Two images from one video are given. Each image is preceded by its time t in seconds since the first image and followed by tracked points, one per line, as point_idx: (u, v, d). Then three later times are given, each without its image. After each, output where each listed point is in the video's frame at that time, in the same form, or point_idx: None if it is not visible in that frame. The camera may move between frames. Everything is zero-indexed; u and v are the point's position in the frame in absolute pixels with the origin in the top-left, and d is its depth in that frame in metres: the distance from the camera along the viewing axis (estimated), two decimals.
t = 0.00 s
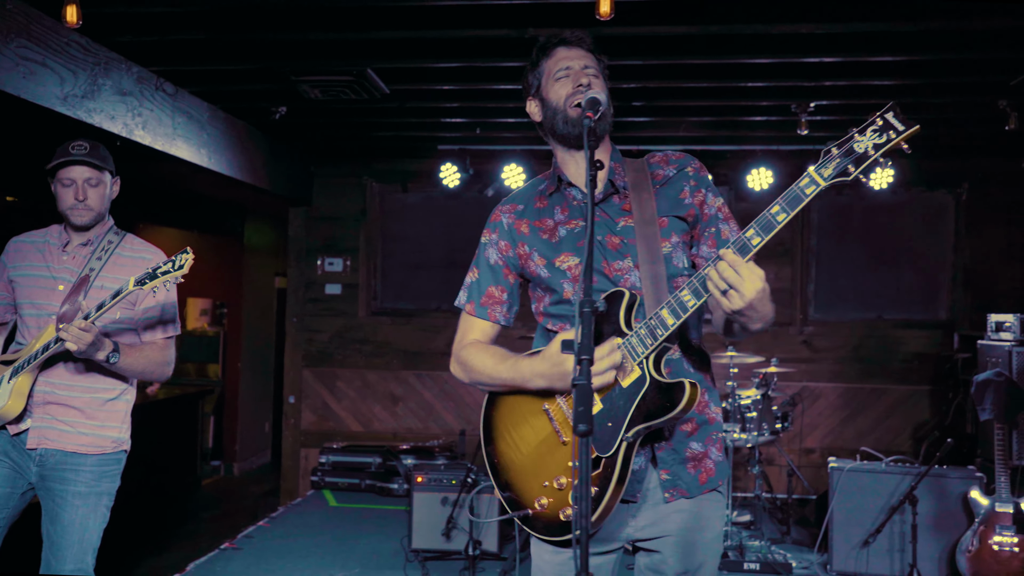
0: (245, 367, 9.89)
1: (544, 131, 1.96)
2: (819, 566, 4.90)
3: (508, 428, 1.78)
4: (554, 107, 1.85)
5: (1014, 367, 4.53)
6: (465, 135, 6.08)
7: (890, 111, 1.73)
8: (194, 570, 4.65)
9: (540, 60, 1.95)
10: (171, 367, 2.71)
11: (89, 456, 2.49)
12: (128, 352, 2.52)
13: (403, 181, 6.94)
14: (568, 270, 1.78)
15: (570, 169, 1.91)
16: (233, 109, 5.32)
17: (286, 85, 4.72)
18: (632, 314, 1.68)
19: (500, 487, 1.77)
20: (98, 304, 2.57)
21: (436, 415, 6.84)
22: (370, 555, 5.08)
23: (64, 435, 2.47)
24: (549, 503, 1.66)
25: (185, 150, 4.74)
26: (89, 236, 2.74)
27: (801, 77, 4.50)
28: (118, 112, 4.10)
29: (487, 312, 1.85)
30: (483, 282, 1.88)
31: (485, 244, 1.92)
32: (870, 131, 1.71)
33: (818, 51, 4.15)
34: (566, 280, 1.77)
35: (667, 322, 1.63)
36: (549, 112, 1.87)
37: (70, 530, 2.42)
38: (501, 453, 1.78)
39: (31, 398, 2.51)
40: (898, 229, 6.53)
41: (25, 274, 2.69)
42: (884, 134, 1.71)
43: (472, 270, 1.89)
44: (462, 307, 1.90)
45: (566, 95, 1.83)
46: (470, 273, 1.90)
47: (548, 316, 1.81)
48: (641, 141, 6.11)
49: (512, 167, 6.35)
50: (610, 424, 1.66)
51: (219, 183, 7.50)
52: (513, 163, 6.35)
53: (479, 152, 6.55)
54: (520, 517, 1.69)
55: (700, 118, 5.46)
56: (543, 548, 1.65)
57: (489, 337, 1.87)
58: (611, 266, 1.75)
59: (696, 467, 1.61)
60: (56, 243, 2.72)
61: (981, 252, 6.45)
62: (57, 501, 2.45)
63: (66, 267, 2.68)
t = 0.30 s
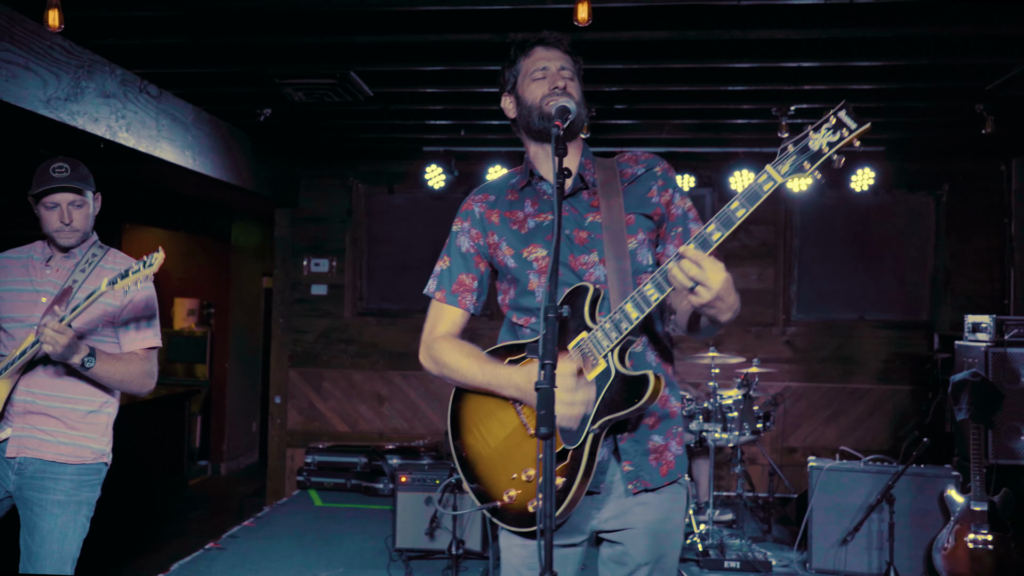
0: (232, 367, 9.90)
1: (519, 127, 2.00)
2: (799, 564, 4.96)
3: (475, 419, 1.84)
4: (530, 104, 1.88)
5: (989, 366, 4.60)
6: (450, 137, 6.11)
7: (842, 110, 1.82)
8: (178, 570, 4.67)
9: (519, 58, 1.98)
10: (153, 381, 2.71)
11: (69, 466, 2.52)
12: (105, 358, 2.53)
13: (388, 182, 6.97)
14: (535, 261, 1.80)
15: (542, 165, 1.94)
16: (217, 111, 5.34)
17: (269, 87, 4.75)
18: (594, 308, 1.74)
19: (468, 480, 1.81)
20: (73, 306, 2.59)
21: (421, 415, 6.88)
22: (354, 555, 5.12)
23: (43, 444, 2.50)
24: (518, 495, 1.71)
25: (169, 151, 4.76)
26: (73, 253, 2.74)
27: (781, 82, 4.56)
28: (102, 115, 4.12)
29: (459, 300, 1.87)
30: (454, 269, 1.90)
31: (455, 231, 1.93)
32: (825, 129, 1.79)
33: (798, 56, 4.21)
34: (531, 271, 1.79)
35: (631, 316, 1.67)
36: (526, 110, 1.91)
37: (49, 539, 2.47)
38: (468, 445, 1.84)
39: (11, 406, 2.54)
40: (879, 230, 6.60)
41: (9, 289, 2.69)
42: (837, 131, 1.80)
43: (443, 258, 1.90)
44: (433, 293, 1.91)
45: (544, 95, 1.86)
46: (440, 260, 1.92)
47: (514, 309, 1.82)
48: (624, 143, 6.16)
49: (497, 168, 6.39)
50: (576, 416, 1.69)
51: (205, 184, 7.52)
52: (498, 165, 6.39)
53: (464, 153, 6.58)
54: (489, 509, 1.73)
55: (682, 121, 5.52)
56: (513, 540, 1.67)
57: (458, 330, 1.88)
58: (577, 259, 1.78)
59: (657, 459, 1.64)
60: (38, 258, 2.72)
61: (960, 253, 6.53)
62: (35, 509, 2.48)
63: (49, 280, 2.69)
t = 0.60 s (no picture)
0: (223, 367, 9.88)
1: (497, 128, 1.98)
2: (783, 563, 4.98)
3: (433, 416, 1.88)
4: (518, 109, 1.87)
5: (973, 367, 4.63)
6: (437, 136, 6.11)
7: (813, 153, 2.00)
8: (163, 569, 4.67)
9: (508, 57, 1.94)
10: (133, 365, 2.70)
11: (49, 456, 2.51)
12: (81, 350, 2.50)
13: (377, 181, 6.97)
14: (506, 271, 1.81)
15: (516, 170, 1.94)
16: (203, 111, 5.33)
17: (254, 87, 4.74)
18: (560, 319, 1.76)
19: (427, 476, 1.87)
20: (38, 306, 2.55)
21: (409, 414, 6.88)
22: (341, 554, 5.12)
23: (22, 436, 2.49)
24: (474, 494, 1.76)
25: (154, 150, 4.75)
26: (49, 241, 2.70)
27: (767, 81, 4.56)
28: (85, 114, 4.11)
29: (424, 305, 1.89)
30: (421, 274, 1.91)
31: (424, 237, 1.94)
32: (794, 169, 1.98)
33: (783, 56, 4.21)
34: (502, 282, 1.81)
35: (596, 332, 1.71)
36: (510, 113, 1.89)
37: (30, 528, 2.49)
38: (428, 442, 1.88)
39: None
40: (865, 229, 6.62)
41: None
42: (806, 172, 1.99)
43: (411, 262, 1.91)
44: (399, 296, 1.93)
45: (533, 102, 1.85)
46: (408, 265, 1.93)
47: (481, 313, 1.83)
48: (612, 142, 6.17)
49: (484, 167, 6.40)
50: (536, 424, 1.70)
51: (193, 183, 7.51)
52: (486, 164, 6.40)
53: (452, 153, 6.59)
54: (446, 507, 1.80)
55: (670, 120, 5.53)
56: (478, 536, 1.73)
57: (421, 329, 1.92)
58: (548, 271, 1.78)
59: (620, 459, 1.68)
60: (13, 247, 2.69)
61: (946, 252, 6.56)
62: (16, 498, 2.49)
63: (24, 269, 2.66)
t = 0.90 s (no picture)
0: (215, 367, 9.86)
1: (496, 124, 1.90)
2: (770, 562, 4.98)
3: (405, 402, 1.88)
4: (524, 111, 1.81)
5: (959, 366, 4.64)
6: (426, 136, 6.12)
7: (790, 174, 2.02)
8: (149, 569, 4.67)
9: (518, 54, 1.86)
10: (111, 358, 2.67)
11: (27, 452, 2.48)
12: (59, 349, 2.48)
13: (366, 181, 6.97)
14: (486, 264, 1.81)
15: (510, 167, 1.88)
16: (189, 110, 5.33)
17: (239, 86, 4.74)
18: (536, 315, 1.78)
19: (394, 459, 1.87)
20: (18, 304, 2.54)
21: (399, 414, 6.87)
22: (329, 554, 5.12)
23: None
24: (439, 481, 1.79)
25: (140, 150, 4.74)
26: (18, 236, 2.66)
27: (754, 81, 4.56)
28: (70, 113, 4.11)
29: (406, 289, 1.84)
30: (405, 258, 1.86)
31: (410, 221, 1.90)
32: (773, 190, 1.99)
33: (769, 56, 4.21)
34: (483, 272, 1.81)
35: (569, 332, 1.73)
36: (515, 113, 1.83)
37: (9, 525, 2.46)
38: (398, 425, 1.88)
39: None
40: (855, 229, 6.62)
41: None
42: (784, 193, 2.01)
43: (396, 244, 1.85)
44: (381, 276, 1.88)
45: (542, 108, 1.80)
46: (392, 246, 1.87)
47: (459, 302, 1.84)
48: (601, 142, 6.17)
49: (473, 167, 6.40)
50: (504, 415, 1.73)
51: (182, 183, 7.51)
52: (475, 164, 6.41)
53: (441, 152, 6.59)
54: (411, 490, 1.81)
55: (659, 120, 5.53)
56: (451, 527, 1.70)
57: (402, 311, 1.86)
58: (527, 267, 1.79)
59: (589, 456, 1.67)
60: None
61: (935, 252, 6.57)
62: None
63: None
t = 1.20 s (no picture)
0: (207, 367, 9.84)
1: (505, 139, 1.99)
2: (756, 561, 5.00)
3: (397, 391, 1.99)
4: (528, 133, 1.90)
5: (943, 366, 4.66)
6: (415, 137, 6.13)
7: (778, 202, 2.11)
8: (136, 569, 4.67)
9: (526, 74, 1.94)
10: (83, 351, 2.62)
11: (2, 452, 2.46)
12: (29, 351, 2.43)
13: (356, 182, 6.98)
14: (484, 267, 1.87)
15: (515, 182, 1.98)
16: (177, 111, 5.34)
17: (225, 86, 4.75)
18: (529, 320, 1.82)
19: (383, 444, 2.01)
20: None
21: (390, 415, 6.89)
22: (317, 554, 5.13)
23: None
24: (419, 472, 1.92)
25: (127, 150, 4.75)
26: None
27: (741, 81, 4.56)
28: (56, 114, 4.12)
29: (411, 286, 1.93)
30: (412, 257, 1.95)
31: (421, 223, 1.98)
32: (758, 215, 2.08)
33: (755, 56, 4.21)
34: (480, 276, 1.87)
35: (554, 337, 1.77)
36: (519, 135, 1.92)
37: None
38: (389, 411, 2.00)
39: None
40: (844, 229, 6.64)
41: None
42: (768, 220, 2.09)
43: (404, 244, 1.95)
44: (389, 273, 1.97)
45: (545, 133, 1.88)
46: (402, 245, 1.97)
47: (460, 304, 1.90)
48: (590, 142, 6.18)
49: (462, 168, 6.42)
50: (487, 414, 1.80)
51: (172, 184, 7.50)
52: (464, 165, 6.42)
53: (431, 153, 6.61)
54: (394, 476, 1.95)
55: (648, 120, 5.53)
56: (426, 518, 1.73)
57: (404, 308, 1.95)
58: (522, 274, 1.85)
59: (569, 461, 1.71)
60: None
61: (923, 252, 6.59)
62: None
63: None
